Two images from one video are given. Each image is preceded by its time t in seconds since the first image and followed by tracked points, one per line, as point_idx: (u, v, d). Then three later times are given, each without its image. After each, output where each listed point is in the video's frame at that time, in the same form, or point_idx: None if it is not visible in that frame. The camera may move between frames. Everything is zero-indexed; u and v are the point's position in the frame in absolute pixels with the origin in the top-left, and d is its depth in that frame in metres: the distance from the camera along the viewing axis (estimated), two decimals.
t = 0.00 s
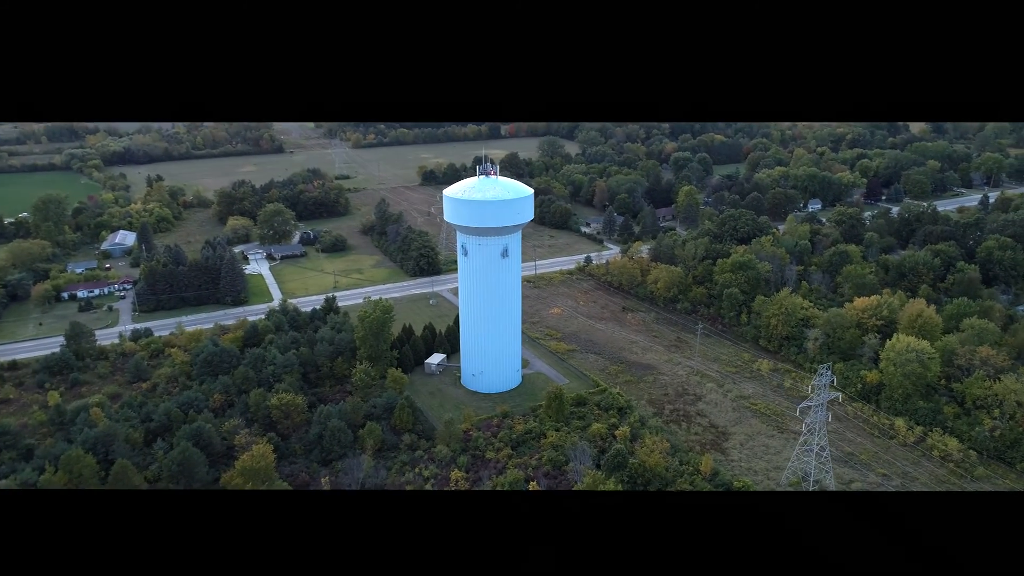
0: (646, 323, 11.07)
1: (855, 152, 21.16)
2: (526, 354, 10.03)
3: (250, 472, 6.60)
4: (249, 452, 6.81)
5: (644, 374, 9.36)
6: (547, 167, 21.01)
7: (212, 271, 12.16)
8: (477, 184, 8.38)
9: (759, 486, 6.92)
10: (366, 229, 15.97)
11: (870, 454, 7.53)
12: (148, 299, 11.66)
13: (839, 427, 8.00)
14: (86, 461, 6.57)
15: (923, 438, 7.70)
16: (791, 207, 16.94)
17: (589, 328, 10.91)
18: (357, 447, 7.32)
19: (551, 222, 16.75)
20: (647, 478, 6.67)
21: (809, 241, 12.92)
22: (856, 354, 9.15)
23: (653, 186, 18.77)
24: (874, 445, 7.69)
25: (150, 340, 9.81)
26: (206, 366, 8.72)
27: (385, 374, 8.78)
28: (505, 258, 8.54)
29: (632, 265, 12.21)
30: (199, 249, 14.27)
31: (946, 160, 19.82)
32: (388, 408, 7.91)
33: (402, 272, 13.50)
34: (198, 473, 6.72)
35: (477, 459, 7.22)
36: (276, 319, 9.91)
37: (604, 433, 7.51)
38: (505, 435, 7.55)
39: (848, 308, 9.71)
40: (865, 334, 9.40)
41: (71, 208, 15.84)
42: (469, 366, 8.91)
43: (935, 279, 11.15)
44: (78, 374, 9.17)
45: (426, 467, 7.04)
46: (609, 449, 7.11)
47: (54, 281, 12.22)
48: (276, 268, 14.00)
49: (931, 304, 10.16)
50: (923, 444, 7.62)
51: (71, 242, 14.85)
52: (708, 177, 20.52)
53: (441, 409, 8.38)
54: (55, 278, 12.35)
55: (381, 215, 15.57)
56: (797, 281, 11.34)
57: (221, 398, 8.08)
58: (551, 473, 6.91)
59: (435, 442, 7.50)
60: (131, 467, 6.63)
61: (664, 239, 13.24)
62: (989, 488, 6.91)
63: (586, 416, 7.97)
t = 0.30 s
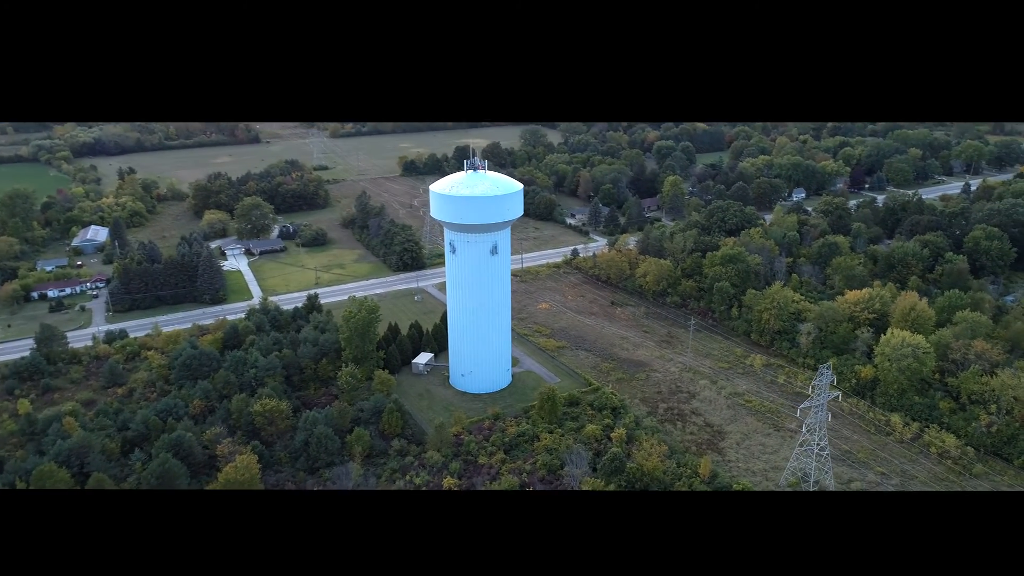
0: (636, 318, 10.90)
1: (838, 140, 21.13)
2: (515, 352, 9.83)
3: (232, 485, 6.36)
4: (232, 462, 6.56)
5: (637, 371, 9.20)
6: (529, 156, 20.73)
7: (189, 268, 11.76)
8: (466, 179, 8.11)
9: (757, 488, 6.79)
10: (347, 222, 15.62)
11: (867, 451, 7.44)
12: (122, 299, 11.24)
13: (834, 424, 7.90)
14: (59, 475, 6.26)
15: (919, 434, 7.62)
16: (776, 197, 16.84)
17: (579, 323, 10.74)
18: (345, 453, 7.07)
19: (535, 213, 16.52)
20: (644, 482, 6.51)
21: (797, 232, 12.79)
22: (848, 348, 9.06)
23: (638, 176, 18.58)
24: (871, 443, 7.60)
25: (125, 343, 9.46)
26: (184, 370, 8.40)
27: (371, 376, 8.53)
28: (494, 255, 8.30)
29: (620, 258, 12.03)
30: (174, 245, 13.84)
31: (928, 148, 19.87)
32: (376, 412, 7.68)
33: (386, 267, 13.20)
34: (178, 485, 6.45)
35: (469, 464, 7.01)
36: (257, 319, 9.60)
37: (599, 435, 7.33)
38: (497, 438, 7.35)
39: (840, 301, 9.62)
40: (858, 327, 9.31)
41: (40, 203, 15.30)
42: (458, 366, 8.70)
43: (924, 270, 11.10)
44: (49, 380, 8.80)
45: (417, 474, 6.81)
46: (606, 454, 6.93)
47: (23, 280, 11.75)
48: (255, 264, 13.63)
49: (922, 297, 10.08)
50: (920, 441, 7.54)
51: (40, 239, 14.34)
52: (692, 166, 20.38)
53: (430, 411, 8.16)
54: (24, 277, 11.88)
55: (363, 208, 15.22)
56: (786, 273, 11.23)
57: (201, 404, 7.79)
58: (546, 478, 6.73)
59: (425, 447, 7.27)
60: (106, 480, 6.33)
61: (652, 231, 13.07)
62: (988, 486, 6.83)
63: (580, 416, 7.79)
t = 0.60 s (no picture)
0: (626, 314, 10.74)
1: (821, 128, 21.08)
2: (505, 349, 9.64)
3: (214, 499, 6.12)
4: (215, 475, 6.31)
5: (629, 369, 9.04)
6: (512, 146, 20.43)
7: (166, 266, 11.38)
8: (454, 174, 7.87)
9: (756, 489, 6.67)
10: (329, 216, 15.28)
11: (865, 449, 7.35)
12: (97, 300, 10.85)
13: (831, 422, 7.81)
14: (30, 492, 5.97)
15: (916, 430, 7.55)
16: (762, 186, 16.74)
17: (568, 318, 10.56)
18: (333, 461, 6.84)
19: (520, 205, 16.27)
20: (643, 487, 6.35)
21: (786, 224, 12.65)
22: (842, 343, 8.97)
23: (623, 165, 18.38)
24: (868, 440, 7.51)
25: (100, 346, 9.13)
26: (163, 374, 8.09)
27: (358, 378, 8.29)
28: (484, 253, 8.08)
29: (608, 251, 11.85)
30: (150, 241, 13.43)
31: (911, 136, 19.88)
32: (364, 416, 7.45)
33: (369, 262, 12.91)
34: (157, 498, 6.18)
35: (462, 471, 6.82)
36: (239, 319, 9.30)
37: (594, 437, 7.17)
38: (490, 442, 7.16)
39: (832, 294, 9.52)
40: (851, 321, 9.22)
41: (8, 198, 14.78)
42: (447, 366, 8.50)
43: (913, 262, 11.04)
44: (21, 386, 8.46)
45: (408, 482, 6.59)
46: (603, 458, 6.76)
47: None
48: (234, 260, 13.28)
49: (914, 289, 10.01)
50: (917, 437, 7.48)
51: (9, 236, 13.86)
52: (676, 154, 20.23)
53: (419, 414, 7.96)
54: None
55: (344, 202, 14.88)
56: (776, 266, 11.11)
57: (181, 411, 7.51)
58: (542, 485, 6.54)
59: (416, 452, 7.07)
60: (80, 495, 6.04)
61: (640, 223, 12.90)
62: (987, 485, 6.77)
63: (573, 418, 7.63)
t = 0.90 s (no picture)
0: (622, 309, 10.58)
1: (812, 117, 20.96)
2: (500, 347, 9.45)
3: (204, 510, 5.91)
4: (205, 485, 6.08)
5: (628, 366, 8.88)
6: (502, 136, 20.15)
7: (150, 263, 11.05)
8: (448, 170, 7.63)
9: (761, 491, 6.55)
10: (316, 209, 14.98)
11: (869, 448, 7.25)
12: (78, 299, 10.55)
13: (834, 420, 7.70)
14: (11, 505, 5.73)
15: (919, 428, 7.46)
16: (754, 176, 16.61)
17: (563, 314, 10.38)
18: (328, 467, 6.63)
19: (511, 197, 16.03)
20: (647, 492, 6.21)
21: (782, 216, 12.50)
22: (842, 338, 8.87)
23: (614, 156, 18.17)
24: (872, 439, 7.41)
25: (83, 347, 8.84)
26: (150, 378, 7.83)
27: (352, 380, 8.07)
28: (480, 251, 7.86)
29: (603, 244, 11.67)
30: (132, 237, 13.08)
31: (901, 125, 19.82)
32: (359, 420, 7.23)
33: (358, 257, 12.64)
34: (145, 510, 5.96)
35: (461, 476, 6.64)
36: (227, 319, 9.02)
37: (595, 439, 7.02)
38: (489, 446, 6.98)
39: (831, 288, 9.39)
40: (850, 315, 9.12)
41: None
42: (443, 367, 8.29)
43: (910, 254, 10.96)
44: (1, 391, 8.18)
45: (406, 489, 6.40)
46: (606, 463, 6.60)
47: None
48: (220, 255, 12.97)
49: (912, 282, 9.91)
50: (921, 435, 7.38)
51: None
52: (667, 144, 20.04)
53: (415, 417, 7.76)
54: None
55: (332, 194, 14.57)
56: (773, 260, 10.99)
57: (169, 416, 7.28)
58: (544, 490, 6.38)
59: (413, 457, 6.87)
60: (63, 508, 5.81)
61: (634, 214, 12.71)
62: (992, 483, 6.69)
63: (573, 419, 7.46)
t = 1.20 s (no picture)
0: (620, 304, 10.45)
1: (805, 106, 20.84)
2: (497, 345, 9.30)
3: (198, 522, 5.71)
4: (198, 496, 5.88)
5: (628, 364, 8.75)
6: (493, 127, 19.90)
7: (137, 261, 10.78)
8: (445, 166, 7.40)
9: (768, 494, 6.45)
10: (307, 203, 14.72)
11: (875, 448, 7.16)
12: (63, 297, 10.29)
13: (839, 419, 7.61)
14: None
15: (925, 426, 7.38)
16: (749, 166, 16.49)
17: (561, 310, 10.24)
18: (326, 473, 6.47)
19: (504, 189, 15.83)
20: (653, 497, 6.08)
21: (779, 209, 12.35)
22: (844, 334, 8.78)
23: (608, 147, 17.98)
24: (877, 438, 7.32)
25: (68, 349, 8.60)
26: (139, 382, 7.61)
27: (348, 381, 7.90)
28: (479, 249, 7.68)
29: (599, 239, 11.52)
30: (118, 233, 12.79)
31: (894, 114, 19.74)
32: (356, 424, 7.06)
33: (350, 252, 12.43)
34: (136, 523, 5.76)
35: (462, 482, 6.48)
36: (218, 319, 8.80)
37: (598, 441, 6.88)
38: (490, 449, 6.83)
39: (833, 283, 9.27)
40: (851, 311, 9.02)
41: None
42: (441, 367, 8.13)
43: (910, 247, 10.86)
44: None
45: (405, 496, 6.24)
46: (611, 467, 6.46)
47: None
48: (208, 251, 12.71)
49: (913, 276, 9.81)
50: (926, 434, 7.31)
51: None
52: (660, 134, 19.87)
53: (413, 420, 7.60)
54: None
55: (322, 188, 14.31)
56: (771, 254, 10.87)
57: (160, 422, 7.08)
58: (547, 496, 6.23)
59: (413, 462, 6.71)
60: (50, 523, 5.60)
61: (630, 207, 12.55)
62: (1000, 483, 6.61)
63: (574, 421, 7.33)
